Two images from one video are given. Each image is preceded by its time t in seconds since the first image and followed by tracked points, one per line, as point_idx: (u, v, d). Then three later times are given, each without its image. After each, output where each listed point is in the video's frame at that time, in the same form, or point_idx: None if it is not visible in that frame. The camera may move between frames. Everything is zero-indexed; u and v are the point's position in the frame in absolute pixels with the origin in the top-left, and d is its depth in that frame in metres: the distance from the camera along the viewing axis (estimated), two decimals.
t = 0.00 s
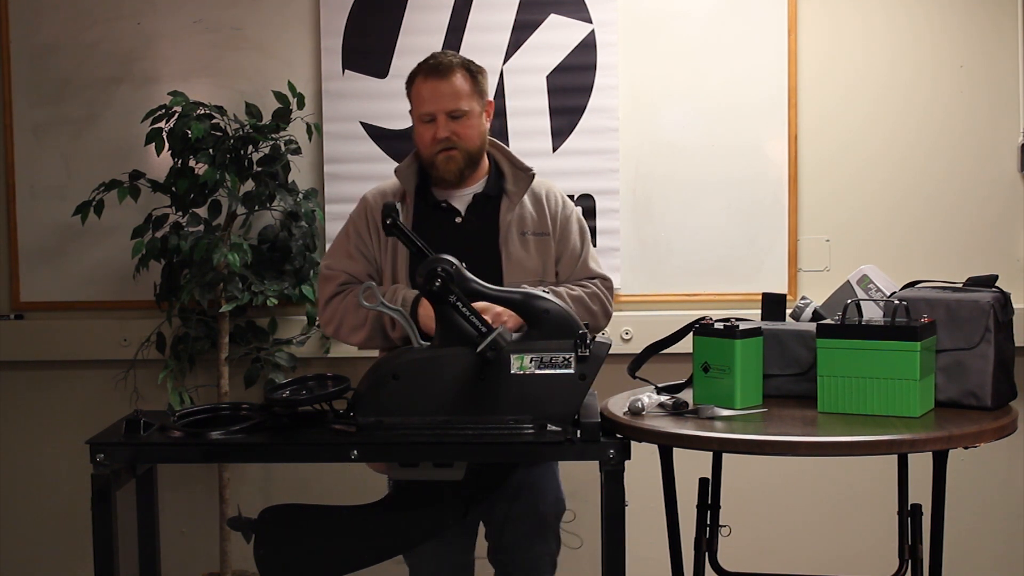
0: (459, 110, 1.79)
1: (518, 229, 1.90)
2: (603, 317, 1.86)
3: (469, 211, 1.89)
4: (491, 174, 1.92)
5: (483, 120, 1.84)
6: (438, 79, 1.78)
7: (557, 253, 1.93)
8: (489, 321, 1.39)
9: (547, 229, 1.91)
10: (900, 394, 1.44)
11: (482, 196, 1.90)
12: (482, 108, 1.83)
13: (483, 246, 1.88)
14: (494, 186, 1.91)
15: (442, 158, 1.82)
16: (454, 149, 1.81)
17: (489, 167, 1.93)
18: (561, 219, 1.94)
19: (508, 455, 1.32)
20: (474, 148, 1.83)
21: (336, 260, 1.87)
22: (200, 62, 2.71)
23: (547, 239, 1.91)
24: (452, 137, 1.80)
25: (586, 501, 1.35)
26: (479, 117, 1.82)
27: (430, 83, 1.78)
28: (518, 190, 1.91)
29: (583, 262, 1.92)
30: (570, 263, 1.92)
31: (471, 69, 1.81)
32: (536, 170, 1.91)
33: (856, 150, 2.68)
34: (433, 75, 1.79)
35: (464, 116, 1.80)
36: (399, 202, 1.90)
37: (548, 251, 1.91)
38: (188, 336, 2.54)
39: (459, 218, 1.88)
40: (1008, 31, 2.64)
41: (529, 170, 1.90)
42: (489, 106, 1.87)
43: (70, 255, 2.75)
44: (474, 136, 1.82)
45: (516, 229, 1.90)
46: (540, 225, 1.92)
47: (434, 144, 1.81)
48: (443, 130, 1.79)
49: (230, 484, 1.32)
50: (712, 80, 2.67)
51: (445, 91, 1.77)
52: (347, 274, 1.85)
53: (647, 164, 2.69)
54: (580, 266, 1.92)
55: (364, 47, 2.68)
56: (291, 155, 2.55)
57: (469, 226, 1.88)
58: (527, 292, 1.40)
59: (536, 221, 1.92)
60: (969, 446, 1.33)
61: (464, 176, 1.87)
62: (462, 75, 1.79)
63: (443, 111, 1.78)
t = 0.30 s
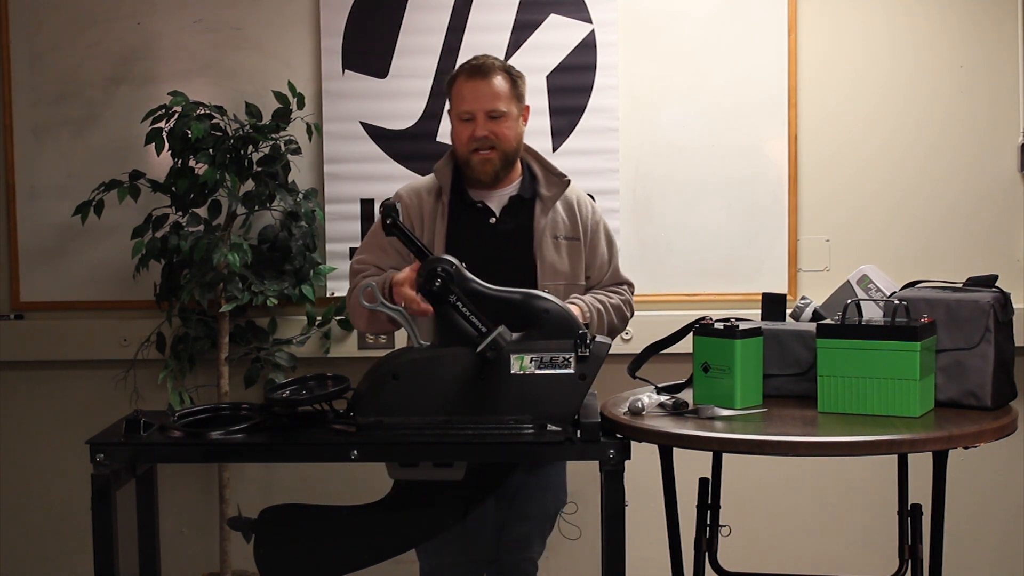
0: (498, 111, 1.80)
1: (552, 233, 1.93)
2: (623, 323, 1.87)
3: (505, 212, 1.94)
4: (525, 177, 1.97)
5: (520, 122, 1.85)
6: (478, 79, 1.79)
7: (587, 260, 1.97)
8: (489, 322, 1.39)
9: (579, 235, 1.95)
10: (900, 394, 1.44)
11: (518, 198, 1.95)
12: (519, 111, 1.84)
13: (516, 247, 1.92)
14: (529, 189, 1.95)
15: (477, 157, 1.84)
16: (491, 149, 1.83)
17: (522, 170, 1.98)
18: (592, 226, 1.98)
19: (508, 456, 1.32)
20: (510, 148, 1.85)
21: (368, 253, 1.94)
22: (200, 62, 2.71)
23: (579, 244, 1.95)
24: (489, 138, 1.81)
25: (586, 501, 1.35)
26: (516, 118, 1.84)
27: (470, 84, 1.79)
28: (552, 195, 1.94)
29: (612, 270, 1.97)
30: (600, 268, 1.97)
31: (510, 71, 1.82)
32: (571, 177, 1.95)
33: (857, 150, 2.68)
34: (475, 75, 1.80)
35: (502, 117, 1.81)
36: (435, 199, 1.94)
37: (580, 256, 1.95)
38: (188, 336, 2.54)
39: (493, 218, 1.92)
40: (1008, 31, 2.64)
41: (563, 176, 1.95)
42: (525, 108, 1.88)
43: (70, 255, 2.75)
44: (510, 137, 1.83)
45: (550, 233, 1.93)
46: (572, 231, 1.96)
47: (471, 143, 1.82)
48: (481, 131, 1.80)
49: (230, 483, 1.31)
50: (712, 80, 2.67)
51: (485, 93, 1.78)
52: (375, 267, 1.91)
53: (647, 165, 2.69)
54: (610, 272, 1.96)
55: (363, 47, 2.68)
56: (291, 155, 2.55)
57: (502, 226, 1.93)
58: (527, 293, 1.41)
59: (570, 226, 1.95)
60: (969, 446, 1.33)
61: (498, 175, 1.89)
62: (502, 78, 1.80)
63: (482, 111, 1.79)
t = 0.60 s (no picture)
0: (518, 112, 1.79)
1: (562, 235, 1.92)
2: (626, 326, 1.87)
3: (517, 212, 1.93)
4: (539, 178, 1.96)
5: (538, 124, 1.84)
6: (500, 80, 1.78)
7: (596, 262, 1.96)
8: (489, 322, 1.39)
9: (589, 238, 1.94)
10: (900, 394, 1.44)
11: (531, 198, 1.94)
12: (538, 113, 1.83)
13: (525, 246, 1.91)
14: (542, 190, 1.94)
15: (495, 156, 1.83)
16: (510, 149, 1.81)
17: (536, 171, 1.97)
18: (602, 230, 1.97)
19: (508, 456, 1.32)
20: (528, 150, 1.84)
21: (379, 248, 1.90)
22: (200, 62, 2.71)
23: (589, 247, 1.94)
24: (508, 138, 1.80)
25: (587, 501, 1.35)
26: (535, 119, 1.83)
27: (491, 83, 1.78)
28: (564, 197, 1.93)
29: (620, 274, 1.96)
30: (608, 271, 1.96)
31: (531, 73, 1.81)
32: (583, 181, 1.94)
33: (856, 150, 2.68)
34: (497, 75, 1.78)
35: (522, 118, 1.80)
36: (450, 196, 1.94)
37: (588, 259, 1.94)
38: (188, 336, 2.54)
39: (506, 217, 1.92)
40: (1009, 32, 2.64)
41: (575, 179, 1.94)
42: (544, 110, 1.87)
43: (70, 255, 2.75)
44: (529, 139, 1.82)
45: (560, 235, 1.92)
46: (583, 233, 1.94)
47: (490, 142, 1.81)
48: (500, 131, 1.79)
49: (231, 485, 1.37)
50: (712, 80, 2.67)
51: (507, 93, 1.77)
52: (386, 261, 1.88)
53: (647, 165, 2.69)
54: (618, 276, 1.95)
55: (363, 47, 2.68)
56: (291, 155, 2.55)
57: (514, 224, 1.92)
58: (527, 292, 1.41)
59: (580, 228, 1.94)
60: (969, 446, 1.33)
61: (514, 175, 1.87)
62: (524, 79, 1.79)
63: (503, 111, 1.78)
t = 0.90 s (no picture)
0: (505, 105, 1.80)
1: (551, 233, 1.92)
2: (617, 324, 1.86)
3: (505, 211, 1.93)
4: (526, 176, 1.97)
5: (525, 118, 1.86)
6: (485, 75, 1.80)
7: (585, 260, 1.96)
8: (489, 322, 1.39)
9: (578, 235, 1.95)
10: (900, 394, 1.44)
11: (519, 197, 1.94)
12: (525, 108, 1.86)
13: (514, 244, 1.92)
14: (530, 188, 1.95)
15: (485, 152, 1.84)
16: (499, 144, 1.83)
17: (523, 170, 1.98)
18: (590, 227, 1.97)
19: (508, 456, 1.32)
20: (517, 143, 1.85)
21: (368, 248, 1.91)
22: (200, 62, 2.71)
23: (578, 245, 1.94)
24: (497, 132, 1.81)
25: (587, 501, 1.35)
26: (521, 113, 1.84)
27: (477, 79, 1.80)
28: (553, 196, 1.95)
29: (610, 271, 1.96)
30: (598, 269, 1.96)
31: (515, 68, 1.83)
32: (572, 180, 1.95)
33: (856, 150, 2.68)
34: (483, 71, 1.81)
35: (509, 112, 1.81)
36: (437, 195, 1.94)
37: (578, 257, 1.94)
38: (188, 336, 2.53)
39: (494, 217, 1.92)
40: (1009, 31, 2.64)
41: (563, 177, 1.95)
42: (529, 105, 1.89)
43: (70, 255, 2.75)
44: (517, 132, 1.83)
45: (549, 233, 1.92)
46: (572, 231, 1.95)
47: (479, 137, 1.82)
48: (489, 124, 1.80)
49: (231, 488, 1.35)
50: (713, 80, 2.67)
51: (493, 88, 1.79)
52: (375, 263, 1.88)
53: (647, 165, 2.69)
54: (608, 273, 1.95)
55: (363, 47, 2.68)
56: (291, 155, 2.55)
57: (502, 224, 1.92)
58: (527, 292, 1.40)
59: (568, 226, 1.95)
60: (969, 445, 1.33)
61: (504, 170, 1.88)
62: (509, 74, 1.81)
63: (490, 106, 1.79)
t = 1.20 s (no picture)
0: (453, 107, 1.83)
1: (509, 233, 1.93)
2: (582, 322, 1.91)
3: (460, 214, 1.93)
4: (480, 178, 1.96)
5: (474, 120, 1.88)
6: (428, 80, 1.84)
7: (545, 258, 1.97)
8: (489, 322, 1.39)
9: (537, 234, 1.96)
10: (900, 394, 1.44)
11: (473, 199, 1.94)
12: (472, 108, 1.87)
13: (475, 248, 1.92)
14: (483, 189, 1.95)
15: (436, 156, 1.85)
16: (450, 146, 1.84)
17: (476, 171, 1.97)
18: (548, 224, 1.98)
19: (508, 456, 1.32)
20: (469, 145, 1.86)
21: (322, 261, 1.93)
22: (200, 62, 2.71)
23: (537, 244, 1.95)
24: (446, 134, 1.83)
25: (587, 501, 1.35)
26: (470, 115, 1.87)
27: (421, 83, 1.84)
28: (507, 195, 1.95)
29: (570, 269, 1.98)
30: (558, 267, 1.98)
31: (460, 71, 1.87)
32: (526, 176, 1.95)
33: (857, 149, 2.68)
34: (426, 75, 1.84)
35: (457, 114, 1.84)
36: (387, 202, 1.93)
37: (537, 256, 1.95)
38: (188, 336, 2.53)
39: (450, 220, 1.91)
40: (1009, 31, 2.64)
41: (518, 174, 1.94)
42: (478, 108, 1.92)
43: (70, 255, 2.75)
44: (467, 134, 1.85)
45: (508, 233, 1.93)
46: (530, 229, 1.96)
47: (429, 142, 1.84)
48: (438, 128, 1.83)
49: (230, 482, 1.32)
50: (713, 80, 2.67)
51: (437, 91, 1.82)
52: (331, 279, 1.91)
53: (647, 165, 2.69)
54: (568, 271, 1.98)
55: (363, 47, 2.68)
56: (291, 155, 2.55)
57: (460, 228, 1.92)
58: (527, 292, 1.40)
59: (526, 225, 1.95)
60: (969, 445, 1.33)
61: (458, 173, 1.89)
62: (454, 77, 1.85)
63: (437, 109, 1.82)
